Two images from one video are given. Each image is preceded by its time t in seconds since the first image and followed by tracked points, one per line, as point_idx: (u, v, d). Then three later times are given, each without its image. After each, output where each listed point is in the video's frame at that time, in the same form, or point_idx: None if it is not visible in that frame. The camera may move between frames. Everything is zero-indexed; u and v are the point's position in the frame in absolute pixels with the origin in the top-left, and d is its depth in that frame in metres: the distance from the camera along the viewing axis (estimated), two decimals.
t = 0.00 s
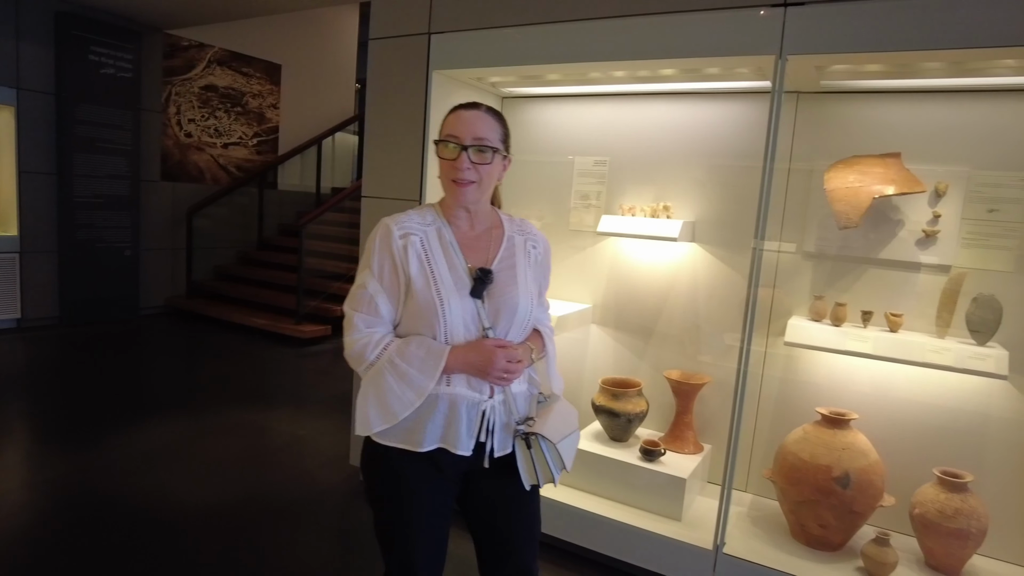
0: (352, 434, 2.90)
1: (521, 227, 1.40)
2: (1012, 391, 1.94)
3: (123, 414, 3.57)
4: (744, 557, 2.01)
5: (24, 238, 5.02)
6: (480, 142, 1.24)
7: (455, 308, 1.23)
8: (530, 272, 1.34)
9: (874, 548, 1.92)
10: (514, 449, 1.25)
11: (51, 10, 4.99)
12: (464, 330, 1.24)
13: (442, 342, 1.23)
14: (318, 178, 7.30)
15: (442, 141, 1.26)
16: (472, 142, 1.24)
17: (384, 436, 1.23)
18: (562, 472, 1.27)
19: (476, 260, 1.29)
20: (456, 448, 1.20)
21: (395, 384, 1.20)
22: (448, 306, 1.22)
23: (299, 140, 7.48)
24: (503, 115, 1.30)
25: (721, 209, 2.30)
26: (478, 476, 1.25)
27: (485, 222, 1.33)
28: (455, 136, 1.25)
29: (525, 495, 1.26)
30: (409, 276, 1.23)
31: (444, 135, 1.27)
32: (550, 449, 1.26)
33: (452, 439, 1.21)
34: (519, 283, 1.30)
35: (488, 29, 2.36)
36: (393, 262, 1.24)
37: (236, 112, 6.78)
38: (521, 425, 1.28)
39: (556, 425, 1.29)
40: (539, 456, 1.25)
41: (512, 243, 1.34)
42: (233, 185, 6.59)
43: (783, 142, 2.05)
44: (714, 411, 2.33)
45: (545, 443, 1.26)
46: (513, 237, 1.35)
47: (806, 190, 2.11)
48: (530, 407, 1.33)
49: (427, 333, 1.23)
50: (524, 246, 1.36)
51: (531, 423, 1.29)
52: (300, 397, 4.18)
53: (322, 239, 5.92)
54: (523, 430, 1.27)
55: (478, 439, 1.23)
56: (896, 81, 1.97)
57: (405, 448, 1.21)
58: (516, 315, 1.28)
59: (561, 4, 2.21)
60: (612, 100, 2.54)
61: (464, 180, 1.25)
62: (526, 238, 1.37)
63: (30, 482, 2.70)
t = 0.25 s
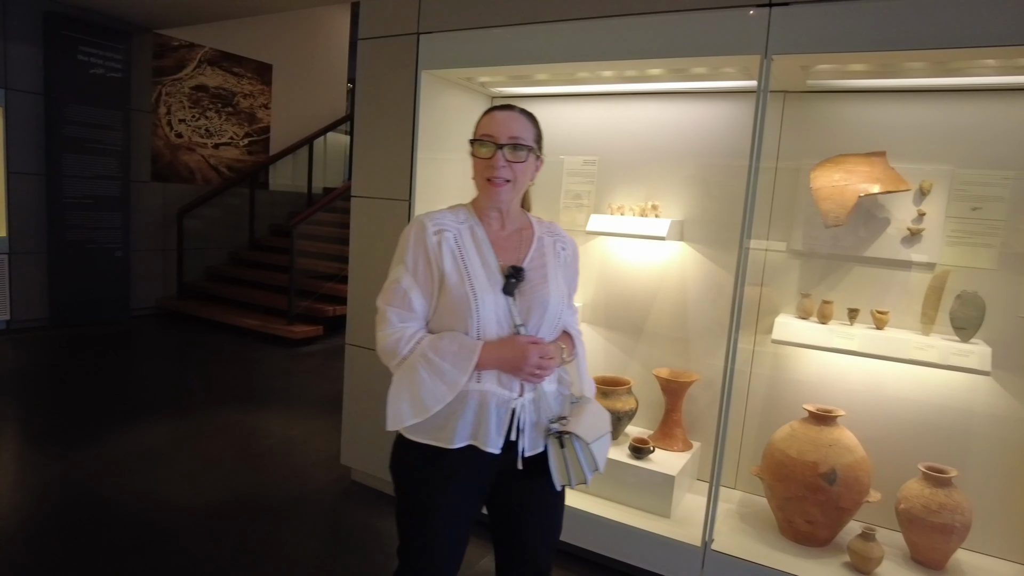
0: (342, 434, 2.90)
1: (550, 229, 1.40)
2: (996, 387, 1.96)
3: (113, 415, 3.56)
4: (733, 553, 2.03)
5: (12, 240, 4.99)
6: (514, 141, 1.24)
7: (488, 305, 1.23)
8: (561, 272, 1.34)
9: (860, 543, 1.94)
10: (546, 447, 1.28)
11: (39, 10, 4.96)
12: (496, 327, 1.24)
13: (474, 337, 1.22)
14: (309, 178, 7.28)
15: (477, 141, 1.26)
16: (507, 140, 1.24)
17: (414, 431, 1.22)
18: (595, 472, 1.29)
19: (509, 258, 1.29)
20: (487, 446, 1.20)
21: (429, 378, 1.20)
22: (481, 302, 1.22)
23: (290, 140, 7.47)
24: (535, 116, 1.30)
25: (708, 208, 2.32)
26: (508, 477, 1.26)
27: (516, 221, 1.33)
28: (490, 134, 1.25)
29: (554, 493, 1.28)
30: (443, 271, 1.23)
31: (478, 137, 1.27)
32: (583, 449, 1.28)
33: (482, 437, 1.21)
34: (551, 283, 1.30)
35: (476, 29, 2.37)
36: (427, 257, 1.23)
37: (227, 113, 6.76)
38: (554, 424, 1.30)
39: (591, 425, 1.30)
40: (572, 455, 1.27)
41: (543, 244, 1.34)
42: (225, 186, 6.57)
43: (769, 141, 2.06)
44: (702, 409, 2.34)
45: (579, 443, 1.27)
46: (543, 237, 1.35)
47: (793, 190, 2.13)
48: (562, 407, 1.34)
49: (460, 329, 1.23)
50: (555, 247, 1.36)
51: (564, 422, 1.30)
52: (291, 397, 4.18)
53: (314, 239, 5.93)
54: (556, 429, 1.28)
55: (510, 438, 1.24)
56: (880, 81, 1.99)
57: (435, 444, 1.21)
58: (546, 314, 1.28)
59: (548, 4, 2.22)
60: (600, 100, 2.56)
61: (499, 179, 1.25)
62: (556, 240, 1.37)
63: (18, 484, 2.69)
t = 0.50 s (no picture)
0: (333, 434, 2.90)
1: (572, 230, 1.41)
2: (980, 383, 1.99)
3: (102, 416, 3.54)
4: (721, 550, 2.04)
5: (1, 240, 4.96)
6: (538, 139, 1.28)
7: (512, 304, 1.24)
8: (583, 273, 1.35)
9: (846, 539, 1.96)
10: (568, 448, 1.28)
11: (28, 9, 4.93)
12: (519, 326, 1.25)
13: (498, 336, 1.23)
14: (301, 179, 7.26)
15: (501, 141, 1.30)
16: (530, 139, 1.27)
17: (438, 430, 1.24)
18: (618, 471, 1.30)
19: (531, 258, 1.30)
20: (510, 445, 1.22)
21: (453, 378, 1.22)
22: (504, 301, 1.23)
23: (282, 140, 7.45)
24: (557, 117, 1.34)
25: (696, 208, 2.33)
26: (530, 476, 1.28)
27: (539, 222, 1.35)
28: (514, 134, 1.28)
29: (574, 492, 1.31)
30: (466, 271, 1.24)
31: (501, 136, 1.30)
32: (605, 449, 1.28)
33: (505, 436, 1.22)
34: (573, 284, 1.31)
35: (466, 29, 2.37)
36: (450, 257, 1.24)
37: (218, 113, 6.73)
38: (576, 425, 1.30)
39: (613, 425, 1.30)
40: (594, 455, 1.29)
41: (565, 245, 1.35)
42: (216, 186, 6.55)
43: (757, 141, 2.07)
44: (691, 407, 2.36)
45: (601, 443, 1.28)
46: (565, 238, 1.37)
47: (780, 189, 2.14)
48: (584, 408, 1.34)
49: (483, 329, 1.24)
50: (577, 248, 1.37)
51: (586, 422, 1.30)
52: (282, 397, 4.17)
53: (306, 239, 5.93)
54: (578, 430, 1.29)
55: (532, 437, 1.25)
56: (866, 81, 2.01)
57: (457, 443, 1.23)
58: (568, 314, 1.29)
59: (537, 4, 2.23)
60: (589, 100, 2.57)
61: (523, 176, 1.28)
62: (577, 241, 1.39)
63: (6, 485, 2.67)
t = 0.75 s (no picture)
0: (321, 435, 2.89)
1: (589, 231, 1.44)
2: (960, 379, 2.02)
3: (88, 418, 3.52)
4: (707, 547, 2.06)
5: None
6: (552, 141, 1.31)
7: (532, 305, 1.27)
8: (601, 273, 1.39)
9: (831, 535, 1.98)
10: (589, 446, 1.33)
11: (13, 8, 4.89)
12: (540, 326, 1.29)
13: (519, 337, 1.27)
14: (290, 178, 7.18)
15: (516, 143, 1.33)
16: (544, 141, 1.31)
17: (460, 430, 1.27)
18: (637, 470, 1.36)
19: (549, 258, 1.34)
20: (533, 444, 1.26)
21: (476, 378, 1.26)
22: (525, 302, 1.26)
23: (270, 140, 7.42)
24: (571, 118, 1.37)
25: (682, 207, 2.35)
26: (549, 475, 1.31)
27: (556, 222, 1.38)
28: (529, 136, 1.32)
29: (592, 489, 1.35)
30: (487, 273, 1.27)
31: (517, 139, 1.34)
32: (624, 447, 1.35)
33: (528, 435, 1.26)
34: (591, 284, 1.35)
35: (452, 30, 2.38)
36: (471, 259, 1.28)
37: (206, 113, 6.70)
38: (596, 424, 1.35)
39: (631, 424, 1.37)
40: (614, 453, 1.34)
41: (582, 245, 1.38)
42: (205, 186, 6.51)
43: (741, 140, 2.09)
44: (677, 404, 2.37)
45: (620, 442, 1.35)
46: (582, 239, 1.40)
47: (764, 188, 2.16)
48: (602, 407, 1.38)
49: (504, 329, 1.28)
50: (594, 248, 1.40)
51: (606, 421, 1.36)
52: (271, 398, 4.16)
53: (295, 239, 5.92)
54: (598, 428, 1.35)
55: (554, 435, 1.29)
56: (848, 81, 2.03)
57: (480, 442, 1.26)
58: (587, 314, 1.33)
59: (523, 5, 2.24)
60: (575, 100, 2.58)
61: (538, 177, 1.31)
62: (594, 241, 1.42)
63: None
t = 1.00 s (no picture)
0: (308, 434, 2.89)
1: (592, 232, 1.45)
2: (942, 377, 2.04)
3: (73, 419, 3.49)
4: (693, 544, 2.07)
5: None
6: (561, 143, 1.30)
7: (540, 305, 1.28)
8: (605, 274, 1.40)
9: (815, 532, 1.99)
10: (594, 446, 1.37)
11: None
12: (547, 327, 1.30)
13: (527, 337, 1.28)
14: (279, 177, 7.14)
15: (525, 145, 1.32)
16: (554, 143, 1.30)
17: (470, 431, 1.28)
18: (641, 469, 1.39)
19: (555, 260, 1.34)
20: (541, 444, 1.27)
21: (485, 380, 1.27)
22: (533, 302, 1.27)
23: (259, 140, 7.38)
24: (581, 120, 1.36)
25: (668, 206, 2.36)
26: (556, 474, 1.34)
27: (562, 225, 1.39)
28: (538, 138, 1.31)
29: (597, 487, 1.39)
30: (495, 274, 1.28)
31: (526, 139, 1.33)
32: (631, 447, 1.37)
33: (536, 435, 1.27)
34: (597, 285, 1.36)
35: (439, 29, 2.38)
36: (478, 260, 1.28)
37: (194, 112, 6.66)
38: (602, 423, 1.37)
39: (635, 424, 1.40)
40: (620, 453, 1.37)
41: (587, 246, 1.39)
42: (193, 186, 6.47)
43: (726, 140, 2.10)
44: (664, 402, 2.38)
45: (627, 442, 1.37)
46: (587, 239, 1.41)
47: (750, 186, 2.17)
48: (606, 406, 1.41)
49: (512, 330, 1.29)
50: (598, 249, 1.42)
51: (611, 421, 1.38)
52: (258, 398, 4.14)
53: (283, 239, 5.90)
54: (605, 428, 1.37)
55: (561, 435, 1.30)
56: (832, 81, 2.05)
57: (490, 443, 1.27)
58: (593, 314, 1.35)
59: (510, 4, 2.24)
60: (563, 100, 2.59)
61: (547, 179, 1.30)
62: (598, 241, 1.43)
63: None
